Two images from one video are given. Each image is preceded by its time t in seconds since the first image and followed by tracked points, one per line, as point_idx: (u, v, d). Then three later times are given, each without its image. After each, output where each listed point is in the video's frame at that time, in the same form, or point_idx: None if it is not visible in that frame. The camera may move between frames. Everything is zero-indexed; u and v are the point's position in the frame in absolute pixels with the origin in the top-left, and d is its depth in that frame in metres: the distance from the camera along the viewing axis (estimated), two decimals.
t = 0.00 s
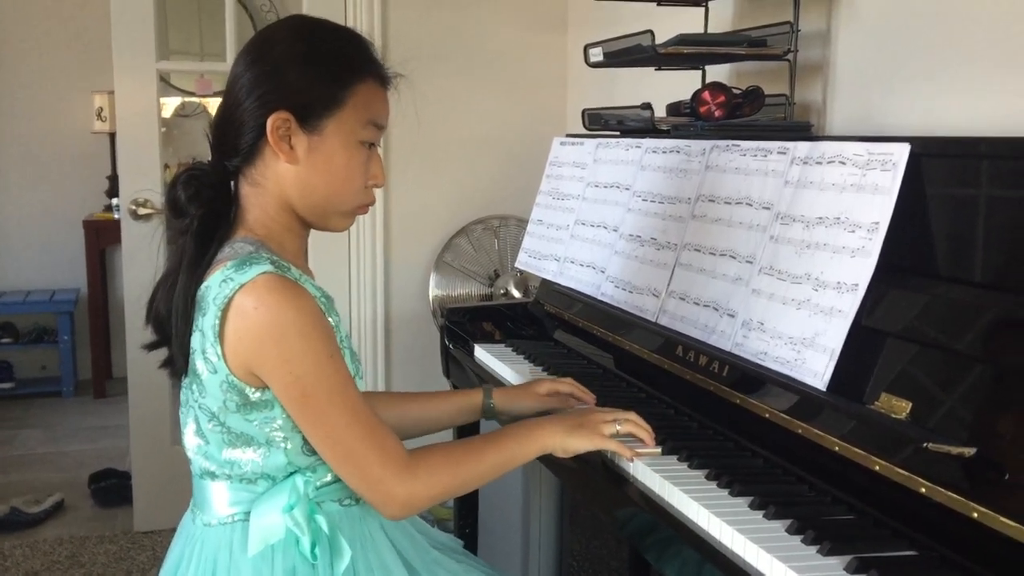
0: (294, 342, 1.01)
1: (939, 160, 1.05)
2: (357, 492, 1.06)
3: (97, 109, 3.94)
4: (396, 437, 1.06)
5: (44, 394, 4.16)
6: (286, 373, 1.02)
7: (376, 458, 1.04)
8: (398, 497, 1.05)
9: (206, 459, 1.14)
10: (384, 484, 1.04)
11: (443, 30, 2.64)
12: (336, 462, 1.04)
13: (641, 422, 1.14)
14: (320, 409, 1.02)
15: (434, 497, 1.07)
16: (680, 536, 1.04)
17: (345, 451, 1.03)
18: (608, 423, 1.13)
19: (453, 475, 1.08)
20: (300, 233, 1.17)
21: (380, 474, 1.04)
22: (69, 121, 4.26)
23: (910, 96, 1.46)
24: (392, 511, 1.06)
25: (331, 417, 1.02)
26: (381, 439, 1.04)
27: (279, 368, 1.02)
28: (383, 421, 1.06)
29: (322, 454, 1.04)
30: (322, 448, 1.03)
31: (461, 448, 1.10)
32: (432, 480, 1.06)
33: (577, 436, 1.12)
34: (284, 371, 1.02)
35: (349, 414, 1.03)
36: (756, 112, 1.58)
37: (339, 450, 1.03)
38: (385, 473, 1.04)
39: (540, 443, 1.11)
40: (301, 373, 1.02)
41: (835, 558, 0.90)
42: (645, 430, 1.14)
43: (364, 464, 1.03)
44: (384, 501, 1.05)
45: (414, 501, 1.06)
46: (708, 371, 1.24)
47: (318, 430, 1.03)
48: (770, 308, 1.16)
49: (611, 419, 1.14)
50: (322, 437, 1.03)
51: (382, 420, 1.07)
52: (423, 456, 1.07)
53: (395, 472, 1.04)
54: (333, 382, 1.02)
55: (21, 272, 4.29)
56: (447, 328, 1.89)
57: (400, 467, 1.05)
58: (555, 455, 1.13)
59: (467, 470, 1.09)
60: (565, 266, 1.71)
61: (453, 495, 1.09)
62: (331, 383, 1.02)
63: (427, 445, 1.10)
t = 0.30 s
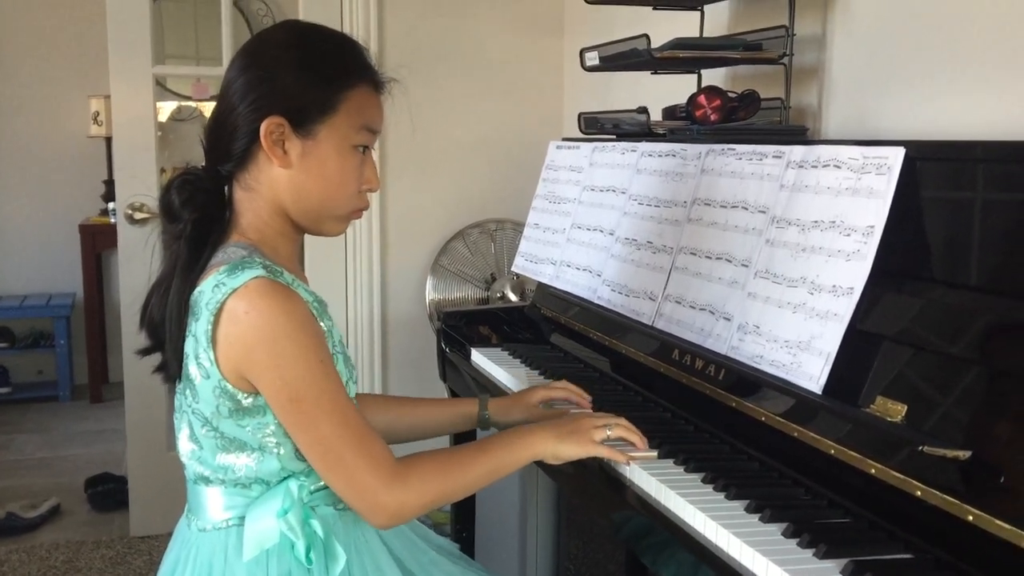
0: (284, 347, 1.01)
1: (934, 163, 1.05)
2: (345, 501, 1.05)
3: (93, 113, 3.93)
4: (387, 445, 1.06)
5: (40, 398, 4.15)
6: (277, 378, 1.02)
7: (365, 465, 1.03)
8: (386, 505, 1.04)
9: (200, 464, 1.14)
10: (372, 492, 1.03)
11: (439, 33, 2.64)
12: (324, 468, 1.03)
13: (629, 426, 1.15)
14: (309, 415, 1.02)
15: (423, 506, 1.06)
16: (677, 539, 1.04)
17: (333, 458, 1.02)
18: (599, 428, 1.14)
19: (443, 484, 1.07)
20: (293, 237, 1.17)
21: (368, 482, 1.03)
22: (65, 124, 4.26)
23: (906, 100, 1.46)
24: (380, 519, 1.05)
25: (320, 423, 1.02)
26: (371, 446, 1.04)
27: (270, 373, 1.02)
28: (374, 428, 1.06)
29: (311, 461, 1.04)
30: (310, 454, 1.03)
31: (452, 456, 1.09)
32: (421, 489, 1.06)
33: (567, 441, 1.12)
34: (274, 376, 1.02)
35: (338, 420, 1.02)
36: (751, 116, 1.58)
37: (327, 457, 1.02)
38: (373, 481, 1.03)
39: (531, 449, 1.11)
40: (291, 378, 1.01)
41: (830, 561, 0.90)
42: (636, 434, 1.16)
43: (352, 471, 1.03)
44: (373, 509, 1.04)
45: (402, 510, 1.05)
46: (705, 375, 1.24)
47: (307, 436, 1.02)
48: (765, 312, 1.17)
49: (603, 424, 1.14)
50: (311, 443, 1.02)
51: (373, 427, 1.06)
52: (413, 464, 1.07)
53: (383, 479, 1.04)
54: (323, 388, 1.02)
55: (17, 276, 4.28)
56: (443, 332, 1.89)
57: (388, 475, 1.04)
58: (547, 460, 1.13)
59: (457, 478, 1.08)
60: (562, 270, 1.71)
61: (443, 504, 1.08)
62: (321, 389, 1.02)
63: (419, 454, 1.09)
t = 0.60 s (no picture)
0: (273, 346, 1.01)
1: (929, 164, 1.06)
2: (337, 502, 1.05)
3: (89, 116, 3.93)
4: (377, 444, 1.05)
5: (37, 401, 4.14)
6: (266, 377, 1.01)
7: (355, 465, 1.02)
8: (377, 505, 1.04)
9: (195, 467, 1.13)
10: (363, 492, 1.03)
11: (435, 35, 2.64)
12: (315, 468, 1.03)
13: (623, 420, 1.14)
14: (298, 415, 1.01)
15: (415, 506, 1.05)
16: (673, 541, 1.04)
17: (323, 457, 1.02)
18: (592, 421, 1.14)
19: (435, 483, 1.07)
20: (285, 239, 1.17)
21: (359, 482, 1.03)
22: (61, 127, 4.25)
23: (901, 101, 1.46)
24: (373, 520, 1.04)
25: (309, 423, 1.01)
26: (361, 445, 1.03)
27: (259, 372, 1.02)
28: (365, 428, 1.05)
29: (302, 462, 1.03)
30: (301, 454, 1.02)
31: (444, 455, 1.09)
32: (413, 488, 1.05)
33: (560, 434, 1.12)
34: (263, 376, 1.02)
35: (328, 419, 1.02)
36: (746, 117, 1.59)
37: (317, 457, 1.02)
38: (364, 480, 1.03)
39: (522, 445, 1.11)
40: (280, 377, 1.01)
41: (826, 562, 0.90)
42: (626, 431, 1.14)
43: (342, 470, 1.02)
44: (364, 509, 1.03)
45: (394, 510, 1.04)
46: (700, 376, 1.24)
47: (297, 436, 1.02)
48: (761, 313, 1.17)
49: (596, 418, 1.14)
50: (300, 443, 1.02)
51: (364, 427, 1.06)
52: (405, 463, 1.06)
53: (374, 479, 1.03)
54: (313, 387, 1.02)
55: (13, 279, 4.28)
56: (439, 333, 1.89)
57: (379, 474, 1.04)
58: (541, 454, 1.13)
59: (449, 477, 1.08)
60: (558, 271, 1.71)
61: (435, 504, 1.08)
62: (310, 389, 1.02)
63: (411, 454, 1.09)
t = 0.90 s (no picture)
0: (270, 339, 1.01)
1: (929, 160, 1.06)
2: (339, 497, 1.04)
3: (87, 112, 3.92)
4: (378, 438, 1.05)
5: (35, 398, 4.14)
6: (264, 372, 1.01)
7: (354, 458, 1.02)
8: (378, 499, 1.03)
9: (194, 463, 1.13)
10: (363, 486, 1.02)
11: (433, 31, 2.64)
12: (315, 462, 1.02)
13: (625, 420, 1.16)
14: (297, 408, 1.01)
15: (416, 500, 1.05)
16: (673, 536, 1.05)
17: (323, 451, 1.02)
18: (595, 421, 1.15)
19: (437, 476, 1.06)
20: (283, 235, 1.17)
21: (360, 475, 1.02)
22: (59, 123, 4.24)
23: (900, 97, 1.46)
24: (374, 515, 1.04)
25: (308, 416, 1.01)
26: (361, 439, 1.03)
27: (257, 366, 1.02)
28: (365, 422, 1.05)
29: (301, 456, 1.03)
30: (301, 448, 1.02)
31: (447, 450, 1.09)
32: (414, 482, 1.05)
33: (563, 428, 1.13)
34: (261, 369, 1.01)
35: (327, 413, 1.02)
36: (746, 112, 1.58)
37: (317, 451, 1.01)
38: (365, 474, 1.02)
39: (523, 439, 1.12)
40: (278, 371, 1.01)
41: (826, 556, 0.90)
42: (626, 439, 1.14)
43: (342, 464, 1.02)
44: (365, 503, 1.03)
45: (396, 504, 1.04)
46: (700, 372, 1.24)
47: (296, 430, 1.02)
48: (760, 308, 1.17)
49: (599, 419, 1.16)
50: (300, 437, 1.02)
51: (364, 422, 1.06)
52: (406, 458, 1.06)
53: (375, 473, 1.03)
54: (310, 380, 1.02)
55: (12, 276, 4.28)
56: (438, 329, 1.89)
57: (380, 468, 1.03)
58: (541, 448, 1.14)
59: (451, 471, 1.07)
60: (557, 267, 1.71)
61: (438, 499, 1.07)
62: (308, 382, 1.01)
63: (413, 448, 1.08)
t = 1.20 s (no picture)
0: (271, 335, 1.01)
1: (932, 153, 1.05)
2: (338, 493, 1.04)
3: (88, 107, 3.91)
4: (378, 435, 1.05)
5: (37, 393, 4.15)
6: (265, 367, 1.01)
7: (354, 455, 1.02)
8: (377, 496, 1.03)
9: (195, 458, 1.13)
10: (363, 482, 1.02)
11: (435, 26, 2.63)
12: (315, 459, 1.02)
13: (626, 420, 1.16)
14: (297, 404, 1.01)
15: (415, 498, 1.05)
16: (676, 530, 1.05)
17: (323, 447, 1.01)
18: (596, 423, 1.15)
19: (436, 475, 1.06)
20: (283, 229, 1.17)
21: (359, 472, 1.02)
22: (60, 119, 4.24)
23: (903, 91, 1.46)
24: (373, 512, 1.04)
25: (308, 412, 1.01)
26: (360, 435, 1.03)
27: (258, 362, 1.01)
28: (365, 418, 1.05)
29: (301, 452, 1.03)
30: (300, 445, 1.02)
31: (445, 449, 1.09)
32: (414, 479, 1.05)
33: (564, 433, 1.12)
34: (262, 365, 1.01)
35: (328, 409, 1.01)
36: (748, 106, 1.59)
37: (316, 447, 1.01)
38: (364, 471, 1.02)
39: (525, 442, 1.11)
40: (279, 367, 1.01)
41: (829, 551, 0.90)
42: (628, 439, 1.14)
43: (342, 460, 1.01)
44: (364, 500, 1.03)
45: (395, 501, 1.04)
46: (703, 366, 1.24)
47: (296, 426, 1.01)
48: (763, 302, 1.16)
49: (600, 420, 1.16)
50: (300, 433, 1.01)
51: (365, 417, 1.05)
52: (406, 455, 1.06)
53: (374, 470, 1.03)
54: (311, 376, 1.01)
55: (14, 271, 4.28)
56: (441, 324, 1.89)
57: (380, 465, 1.03)
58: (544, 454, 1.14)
59: (451, 469, 1.07)
60: (559, 262, 1.70)
61: (437, 498, 1.07)
62: (308, 378, 1.01)
63: (413, 446, 1.08)
